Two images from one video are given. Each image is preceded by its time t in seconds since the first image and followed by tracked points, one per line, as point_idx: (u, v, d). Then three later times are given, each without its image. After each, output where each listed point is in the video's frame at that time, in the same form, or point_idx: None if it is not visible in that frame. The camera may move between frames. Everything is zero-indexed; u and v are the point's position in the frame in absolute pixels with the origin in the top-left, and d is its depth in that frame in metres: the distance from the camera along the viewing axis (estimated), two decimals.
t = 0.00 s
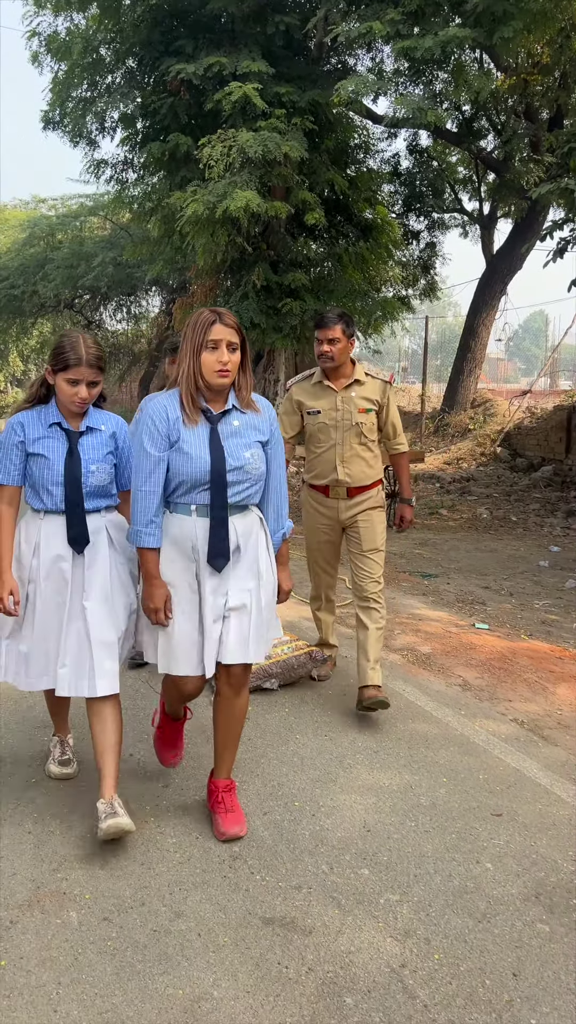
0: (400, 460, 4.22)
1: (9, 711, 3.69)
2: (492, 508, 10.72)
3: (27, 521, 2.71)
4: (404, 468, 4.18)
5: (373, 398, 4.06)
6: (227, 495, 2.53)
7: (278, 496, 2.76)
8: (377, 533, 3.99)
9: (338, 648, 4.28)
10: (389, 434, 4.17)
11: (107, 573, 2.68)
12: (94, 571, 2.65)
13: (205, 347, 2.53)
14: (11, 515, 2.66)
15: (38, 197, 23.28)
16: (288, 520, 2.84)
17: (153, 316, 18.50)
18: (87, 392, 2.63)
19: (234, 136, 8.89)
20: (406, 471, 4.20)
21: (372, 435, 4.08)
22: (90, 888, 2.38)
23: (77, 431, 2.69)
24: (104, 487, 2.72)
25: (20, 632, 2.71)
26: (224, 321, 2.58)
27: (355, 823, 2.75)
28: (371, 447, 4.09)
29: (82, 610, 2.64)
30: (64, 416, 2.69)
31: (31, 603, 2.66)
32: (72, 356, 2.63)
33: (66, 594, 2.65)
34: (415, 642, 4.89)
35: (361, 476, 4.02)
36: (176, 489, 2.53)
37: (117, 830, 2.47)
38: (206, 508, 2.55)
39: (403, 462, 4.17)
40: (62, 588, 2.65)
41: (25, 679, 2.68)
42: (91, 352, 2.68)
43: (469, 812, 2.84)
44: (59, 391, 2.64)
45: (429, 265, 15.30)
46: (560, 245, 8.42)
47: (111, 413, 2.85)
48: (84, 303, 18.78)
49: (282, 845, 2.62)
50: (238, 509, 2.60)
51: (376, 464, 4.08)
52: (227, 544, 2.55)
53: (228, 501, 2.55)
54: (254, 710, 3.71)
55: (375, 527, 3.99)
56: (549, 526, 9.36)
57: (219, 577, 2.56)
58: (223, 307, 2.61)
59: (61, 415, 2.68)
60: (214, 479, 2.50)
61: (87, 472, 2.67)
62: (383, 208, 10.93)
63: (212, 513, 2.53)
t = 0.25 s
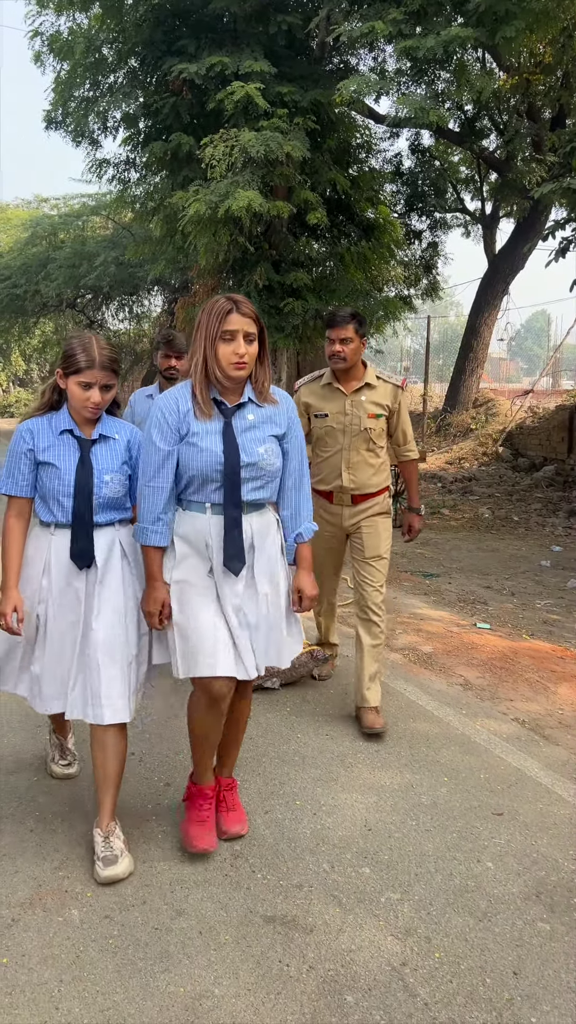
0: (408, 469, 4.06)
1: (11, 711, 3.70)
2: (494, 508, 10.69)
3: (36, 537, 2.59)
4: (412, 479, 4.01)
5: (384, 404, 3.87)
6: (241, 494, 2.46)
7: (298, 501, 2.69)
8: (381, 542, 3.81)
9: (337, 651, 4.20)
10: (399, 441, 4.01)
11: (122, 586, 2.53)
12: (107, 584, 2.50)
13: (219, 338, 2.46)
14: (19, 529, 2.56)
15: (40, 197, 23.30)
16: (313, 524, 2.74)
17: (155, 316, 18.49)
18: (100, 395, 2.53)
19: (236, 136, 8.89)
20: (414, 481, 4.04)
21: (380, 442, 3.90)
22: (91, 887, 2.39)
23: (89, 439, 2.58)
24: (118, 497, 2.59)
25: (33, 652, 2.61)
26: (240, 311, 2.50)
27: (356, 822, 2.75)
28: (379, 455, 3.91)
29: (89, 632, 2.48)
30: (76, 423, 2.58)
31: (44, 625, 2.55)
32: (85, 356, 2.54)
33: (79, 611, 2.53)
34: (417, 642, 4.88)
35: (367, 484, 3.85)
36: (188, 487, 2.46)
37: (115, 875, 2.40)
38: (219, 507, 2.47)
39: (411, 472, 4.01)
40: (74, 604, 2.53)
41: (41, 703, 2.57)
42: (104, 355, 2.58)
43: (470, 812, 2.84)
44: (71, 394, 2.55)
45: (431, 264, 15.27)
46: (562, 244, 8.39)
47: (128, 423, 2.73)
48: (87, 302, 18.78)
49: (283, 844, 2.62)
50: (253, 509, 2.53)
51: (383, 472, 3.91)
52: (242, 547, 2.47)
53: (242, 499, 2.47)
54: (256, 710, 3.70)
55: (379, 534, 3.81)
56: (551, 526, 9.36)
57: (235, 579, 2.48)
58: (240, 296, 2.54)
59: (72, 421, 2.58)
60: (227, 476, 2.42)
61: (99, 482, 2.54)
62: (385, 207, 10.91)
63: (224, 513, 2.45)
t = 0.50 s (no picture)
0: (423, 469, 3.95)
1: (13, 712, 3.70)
2: (496, 508, 10.68)
3: (42, 539, 2.43)
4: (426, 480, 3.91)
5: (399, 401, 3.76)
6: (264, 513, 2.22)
7: (330, 518, 2.46)
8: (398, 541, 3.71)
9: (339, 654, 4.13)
10: (413, 440, 3.89)
11: (136, 586, 2.39)
12: (120, 587, 2.36)
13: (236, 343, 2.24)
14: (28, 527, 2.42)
15: (42, 198, 23.31)
16: (345, 541, 2.48)
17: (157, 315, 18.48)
18: (113, 382, 2.38)
19: (239, 135, 8.89)
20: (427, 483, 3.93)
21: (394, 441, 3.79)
22: (92, 888, 2.38)
23: (98, 430, 2.41)
24: (128, 494, 2.42)
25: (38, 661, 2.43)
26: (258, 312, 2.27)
27: (358, 823, 2.75)
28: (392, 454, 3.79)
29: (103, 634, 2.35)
30: (84, 413, 2.42)
31: (52, 633, 2.36)
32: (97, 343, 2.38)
33: (92, 615, 2.37)
34: (419, 642, 4.88)
35: (380, 485, 3.72)
36: (203, 504, 2.24)
37: (119, 875, 2.40)
38: (241, 527, 2.24)
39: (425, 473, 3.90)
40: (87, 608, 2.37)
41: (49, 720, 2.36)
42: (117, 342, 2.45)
43: (472, 812, 2.84)
44: (80, 383, 2.39)
45: (433, 264, 15.23)
46: (565, 244, 8.38)
47: (141, 413, 2.55)
48: (88, 302, 18.76)
49: (284, 845, 2.61)
50: (275, 528, 2.30)
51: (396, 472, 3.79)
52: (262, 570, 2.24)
53: (265, 518, 2.25)
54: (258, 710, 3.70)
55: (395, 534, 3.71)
56: (553, 526, 9.36)
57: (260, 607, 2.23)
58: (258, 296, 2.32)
59: (80, 411, 2.42)
60: (250, 494, 2.18)
61: (107, 476, 2.36)
62: (387, 207, 10.90)
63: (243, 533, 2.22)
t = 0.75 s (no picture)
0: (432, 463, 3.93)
1: (13, 713, 3.69)
2: (497, 509, 10.67)
3: (46, 540, 2.23)
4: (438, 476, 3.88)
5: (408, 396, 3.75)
6: (288, 532, 2.05)
7: (354, 539, 2.29)
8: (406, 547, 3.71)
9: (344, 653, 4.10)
10: (424, 437, 3.87)
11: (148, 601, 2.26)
12: (133, 594, 2.23)
13: (251, 346, 2.07)
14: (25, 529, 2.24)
15: (44, 198, 23.32)
16: (369, 562, 2.32)
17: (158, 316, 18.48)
18: (117, 377, 2.19)
19: (240, 135, 8.89)
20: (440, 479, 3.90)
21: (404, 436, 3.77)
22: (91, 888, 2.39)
23: (105, 424, 2.23)
24: (138, 494, 2.25)
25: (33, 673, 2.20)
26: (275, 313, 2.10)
27: (358, 824, 2.75)
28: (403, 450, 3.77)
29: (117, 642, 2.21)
30: (89, 406, 2.23)
31: (63, 642, 2.16)
32: (102, 332, 2.18)
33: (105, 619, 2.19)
34: (420, 643, 4.87)
35: (390, 483, 3.71)
36: (221, 524, 2.07)
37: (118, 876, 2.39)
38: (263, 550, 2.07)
39: (436, 468, 3.88)
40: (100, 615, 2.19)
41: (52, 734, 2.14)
42: (125, 325, 2.24)
43: (473, 814, 2.83)
44: (85, 376, 2.21)
45: (435, 265, 15.19)
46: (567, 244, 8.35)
47: (152, 404, 2.37)
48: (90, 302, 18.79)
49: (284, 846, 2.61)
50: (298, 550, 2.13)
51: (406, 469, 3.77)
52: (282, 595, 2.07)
53: (289, 540, 2.08)
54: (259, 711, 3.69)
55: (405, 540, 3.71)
56: (554, 526, 9.36)
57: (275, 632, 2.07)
58: (274, 295, 2.14)
59: (85, 405, 2.23)
60: (273, 512, 2.02)
61: (114, 472, 2.20)
62: (389, 207, 10.88)
63: (265, 556, 2.05)
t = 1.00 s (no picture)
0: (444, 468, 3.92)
1: (14, 715, 3.68)
2: (498, 509, 10.67)
3: (52, 569, 2.03)
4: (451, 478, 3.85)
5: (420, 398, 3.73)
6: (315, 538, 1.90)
7: (373, 543, 2.07)
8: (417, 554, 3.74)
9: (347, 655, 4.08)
10: (436, 439, 3.85)
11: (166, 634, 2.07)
12: (149, 624, 2.03)
13: (275, 331, 1.93)
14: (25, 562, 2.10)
15: (45, 198, 23.31)
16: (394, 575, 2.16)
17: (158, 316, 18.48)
18: (128, 397, 2.00)
19: (241, 136, 8.88)
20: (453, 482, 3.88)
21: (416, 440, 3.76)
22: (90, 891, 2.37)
23: (117, 449, 2.04)
24: (152, 525, 2.06)
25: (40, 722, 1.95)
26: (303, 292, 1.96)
27: (359, 827, 2.73)
28: (415, 454, 3.76)
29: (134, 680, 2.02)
30: (98, 430, 2.05)
31: (72, 683, 1.95)
32: (107, 348, 1.99)
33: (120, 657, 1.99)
34: (421, 644, 4.86)
35: (401, 489, 3.70)
36: (244, 530, 1.90)
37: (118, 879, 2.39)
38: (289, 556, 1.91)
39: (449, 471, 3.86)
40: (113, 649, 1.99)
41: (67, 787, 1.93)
42: (132, 336, 2.03)
43: (474, 816, 2.82)
44: (90, 396, 2.02)
45: (436, 265, 15.16)
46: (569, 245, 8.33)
47: (170, 426, 2.19)
48: (91, 302, 18.80)
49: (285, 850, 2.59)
50: (327, 558, 1.98)
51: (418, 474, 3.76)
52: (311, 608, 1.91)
53: (317, 545, 1.93)
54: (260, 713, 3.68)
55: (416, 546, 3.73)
56: (556, 527, 9.37)
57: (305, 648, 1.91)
58: (301, 274, 2.00)
59: (93, 428, 2.05)
60: (300, 514, 1.86)
61: (129, 504, 2.01)
62: (390, 207, 10.86)
63: (293, 565, 1.88)
